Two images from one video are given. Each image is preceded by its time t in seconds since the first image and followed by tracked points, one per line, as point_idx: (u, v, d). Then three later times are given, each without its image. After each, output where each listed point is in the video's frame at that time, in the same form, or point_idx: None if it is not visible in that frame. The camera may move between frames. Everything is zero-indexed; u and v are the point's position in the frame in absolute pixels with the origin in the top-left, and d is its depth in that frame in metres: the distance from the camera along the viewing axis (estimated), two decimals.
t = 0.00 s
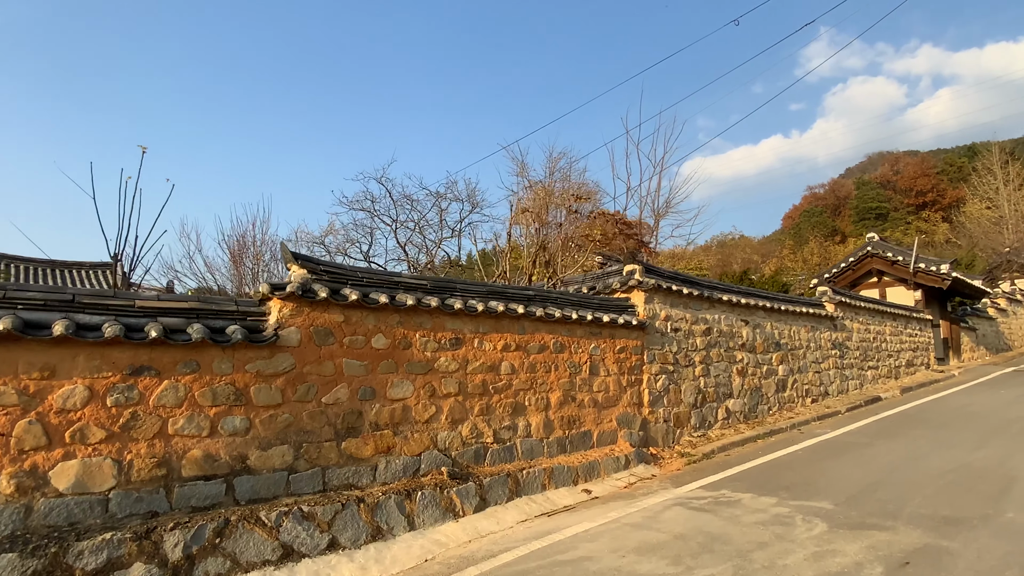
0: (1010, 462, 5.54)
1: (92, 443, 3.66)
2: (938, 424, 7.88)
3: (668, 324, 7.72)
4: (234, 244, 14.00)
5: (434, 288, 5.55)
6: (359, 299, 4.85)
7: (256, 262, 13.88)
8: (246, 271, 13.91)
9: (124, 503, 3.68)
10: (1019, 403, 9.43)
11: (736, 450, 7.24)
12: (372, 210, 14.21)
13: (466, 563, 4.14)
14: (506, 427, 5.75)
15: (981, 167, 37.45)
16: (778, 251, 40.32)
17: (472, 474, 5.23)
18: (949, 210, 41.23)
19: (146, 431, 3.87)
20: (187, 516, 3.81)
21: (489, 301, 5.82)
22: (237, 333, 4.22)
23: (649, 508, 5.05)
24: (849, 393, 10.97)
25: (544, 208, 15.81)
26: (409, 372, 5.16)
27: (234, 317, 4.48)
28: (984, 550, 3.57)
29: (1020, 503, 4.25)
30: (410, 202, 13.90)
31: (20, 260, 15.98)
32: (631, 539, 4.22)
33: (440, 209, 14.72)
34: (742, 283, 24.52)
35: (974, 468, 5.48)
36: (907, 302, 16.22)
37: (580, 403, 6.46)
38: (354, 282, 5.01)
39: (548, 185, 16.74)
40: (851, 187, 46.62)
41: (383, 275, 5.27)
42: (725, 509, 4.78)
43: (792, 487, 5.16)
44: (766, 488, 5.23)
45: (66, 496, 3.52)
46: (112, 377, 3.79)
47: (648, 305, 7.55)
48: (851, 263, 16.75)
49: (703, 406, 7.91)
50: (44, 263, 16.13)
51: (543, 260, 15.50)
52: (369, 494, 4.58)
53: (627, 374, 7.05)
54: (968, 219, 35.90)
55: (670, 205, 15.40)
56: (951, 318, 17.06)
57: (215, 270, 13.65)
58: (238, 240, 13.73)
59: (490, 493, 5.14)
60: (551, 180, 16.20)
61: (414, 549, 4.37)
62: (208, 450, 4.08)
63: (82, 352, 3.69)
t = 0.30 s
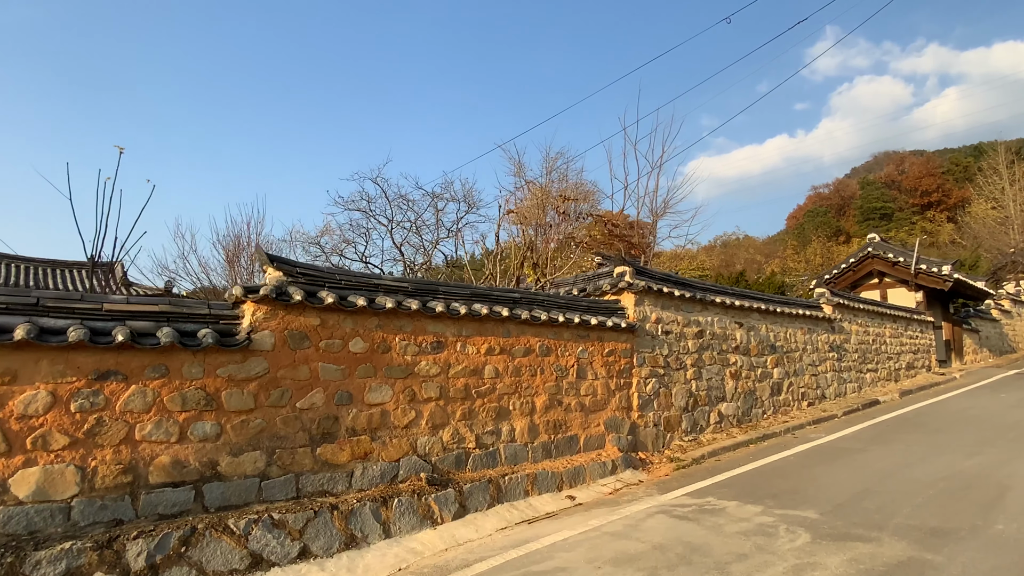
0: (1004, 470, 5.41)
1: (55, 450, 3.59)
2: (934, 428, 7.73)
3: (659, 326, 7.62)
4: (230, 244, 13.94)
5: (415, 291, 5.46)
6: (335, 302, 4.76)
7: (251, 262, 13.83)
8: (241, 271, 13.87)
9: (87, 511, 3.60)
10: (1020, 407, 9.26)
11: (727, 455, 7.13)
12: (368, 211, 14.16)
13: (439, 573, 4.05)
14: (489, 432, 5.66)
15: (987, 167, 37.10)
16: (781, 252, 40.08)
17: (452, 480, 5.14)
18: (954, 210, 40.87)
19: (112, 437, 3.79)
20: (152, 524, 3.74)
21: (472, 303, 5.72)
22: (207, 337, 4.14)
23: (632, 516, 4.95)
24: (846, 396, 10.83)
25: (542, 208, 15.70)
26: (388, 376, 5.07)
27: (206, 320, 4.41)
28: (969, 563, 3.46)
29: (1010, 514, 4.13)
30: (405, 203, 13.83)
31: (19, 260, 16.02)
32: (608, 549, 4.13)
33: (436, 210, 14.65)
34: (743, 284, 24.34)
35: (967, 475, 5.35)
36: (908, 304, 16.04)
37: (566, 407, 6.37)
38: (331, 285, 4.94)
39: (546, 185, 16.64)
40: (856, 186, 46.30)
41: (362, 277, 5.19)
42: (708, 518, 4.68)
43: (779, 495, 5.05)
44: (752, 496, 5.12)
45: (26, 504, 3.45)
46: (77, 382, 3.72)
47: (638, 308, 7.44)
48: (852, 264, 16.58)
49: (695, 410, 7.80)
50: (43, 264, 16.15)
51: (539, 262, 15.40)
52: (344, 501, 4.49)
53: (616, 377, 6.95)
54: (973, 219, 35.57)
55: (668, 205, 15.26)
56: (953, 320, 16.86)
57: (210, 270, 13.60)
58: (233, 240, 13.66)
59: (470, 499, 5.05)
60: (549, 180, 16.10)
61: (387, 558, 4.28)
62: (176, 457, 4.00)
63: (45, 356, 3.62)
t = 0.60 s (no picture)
0: (1000, 471, 5.27)
1: (20, 446, 3.52)
2: (933, 428, 7.59)
3: (651, 323, 7.52)
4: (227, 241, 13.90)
5: (398, 286, 5.38)
6: (314, 297, 4.69)
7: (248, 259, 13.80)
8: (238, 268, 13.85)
9: (53, 509, 3.54)
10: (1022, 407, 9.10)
11: (719, 454, 7.02)
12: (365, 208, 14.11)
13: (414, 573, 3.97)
14: (474, 429, 5.57)
15: (994, 164, 36.70)
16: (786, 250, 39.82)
17: (434, 478, 5.06)
18: (962, 208, 40.47)
19: (80, 433, 3.73)
20: (121, 522, 3.67)
21: (457, 300, 5.63)
22: (180, 332, 4.08)
23: (616, 516, 4.86)
24: (846, 395, 10.69)
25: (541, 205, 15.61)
26: (369, 373, 4.99)
27: (181, 315, 4.34)
28: (956, 567, 3.34)
29: (1002, 517, 4.01)
30: (403, 199, 13.77)
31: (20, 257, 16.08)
32: (587, 550, 4.04)
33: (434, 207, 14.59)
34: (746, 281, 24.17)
35: (962, 476, 5.23)
36: (911, 302, 15.84)
37: (554, 405, 6.27)
38: (311, 280, 4.87)
39: (545, 182, 16.53)
40: (862, 184, 45.92)
41: (344, 272, 5.11)
42: (693, 518, 4.58)
43: (767, 496, 4.94)
44: (740, 496, 5.02)
45: None
46: (44, 377, 3.65)
47: (630, 304, 7.34)
48: (855, 262, 16.40)
49: (688, 408, 7.69)
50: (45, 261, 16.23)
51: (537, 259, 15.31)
52: (321, 499, 4.43)
53: (606, 374, 6.85)
54: (980, 217, 35.20)
55: (668, 202, 15.13)
56: (958, 318, 16.65)
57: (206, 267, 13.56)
58: (229, 237, 13.62)
59: (452, 498, 4.96)
60: (548, 177, 16.00)
61: (363, 558, 4.21)
62: (148, 453, 3.94)
63: (12, 351, 3.55)
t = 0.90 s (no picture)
0: (998, 474, 5.11)
1: None
2: (933, 429, 7.42)
3: (644, 321, 7.39)
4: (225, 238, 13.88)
5: (380, 284, 5.27)
6: (290, 296, 4.60)
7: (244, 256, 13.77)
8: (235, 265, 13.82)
9: (16, 513, 3.46)
10: None
11: (712, 454, 6.89)
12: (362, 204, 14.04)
13: None
14: (458, 430, 5.46)
15: (1005, 159, 36.18)
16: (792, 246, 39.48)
17: (415, 480, 4.97)
18: (971, 203, 39.96)
19: (45, 435, 3.65)
20: (85, 526, 3.59)
21: (440, 298, 5.52)
22: (150, 332, 3.99)
23: (599, 519, 4.74)
24: (846, 394, 10.51)
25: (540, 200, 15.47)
26: (348, 372, 4.90)
27: (153, 314, 4.26)
28: None
29: (996, 523, 3.87)
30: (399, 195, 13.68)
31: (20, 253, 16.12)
32: (565, 556, 3.93)
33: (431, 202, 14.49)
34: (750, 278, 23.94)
35: (959, 478, 5.07)
36: (916, 299, 15.61)
37: (542, 405, 6.15)
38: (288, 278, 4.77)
39: (544, 178, 16.38)
40: (870, 179, 45.43)
41: (323, 270, 5.01)
42: (678, 522, 4.46)
43: (756, 500, 4.81)
44: (728, 500, 4.89)
45: None
46: (7, 377, 3.57)
47: (622, 302, 7.20)
48: (859, 258, 16.17)
49: (682, 408, 7.56)
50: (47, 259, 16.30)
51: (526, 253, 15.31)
52: (295, 502, 4.34)
53: (597, 374, 6.73)
54: (990, 212, 34.73)
55: (668, 197, 14.95)
56: (964, 316, 16.40)
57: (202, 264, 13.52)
58: (226, 234, 13.57)
59: (433, 501, 4.87)
60: (547, 173, 15.85)
61: (337, 562, 4.12)
62: (116, 455, 3.86)
63: None
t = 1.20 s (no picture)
0: (995, 474, 4.96)
1: None
2: (932, 427, 7.25)
3: (636, 317, 7.27)
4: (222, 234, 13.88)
5: (361, 280, 5.18)
6: (266, 292, 4.52)
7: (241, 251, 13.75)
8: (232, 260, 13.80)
9: None
10: None
11: (704, 452, 6.77)
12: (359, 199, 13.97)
13: None
14: (442, 428, 5.37)
15: (1016, 152, 35.61)
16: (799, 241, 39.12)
17: (395, 479, 4.88)
18: (982, 197, 39.40)
19: (10, 433, 3.59)
20: (51, 526, 3.54)
21: (424, 293, 5.42)
22: (120, 328, 3.92)
23: (581, 519, 4.64)
24: (847, 391, 10.35)
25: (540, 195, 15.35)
26: (327, 370, 4.83)
27: (124, 311, 4.19)
28: None
29: (987, 526, 3.74)
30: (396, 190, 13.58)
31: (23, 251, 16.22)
32: (541, 558, 3.83)
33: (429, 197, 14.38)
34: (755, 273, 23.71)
35: (954, 478, 4.93)
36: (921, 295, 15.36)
37: (529, 402, 6.05)
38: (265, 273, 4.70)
39: (544, 173, 16.25)
40: (879, 173, 44.89)
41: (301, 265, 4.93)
42: (660, 523, 4.35)
43: (743, 500, 4.70)
44: (714, 500, 4.77)
45: None
46: None
47: (614, 298, 7.08)
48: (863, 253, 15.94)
49: (675, 405, 7.44)
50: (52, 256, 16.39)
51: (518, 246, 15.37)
52: (270, 501, 4.26)
53: (586, 370, 6.62)
54: (1000, 206, 34.22)
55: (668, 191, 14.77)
56: (971, 311, 16.14)
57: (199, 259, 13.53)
58: (222, 230, 13.56)
59: (413, 500, 4.79)
60: (546, 168, 15.71)
61: (311, 562, 4.04)
62: (84, 454, 3.79)
63: None
